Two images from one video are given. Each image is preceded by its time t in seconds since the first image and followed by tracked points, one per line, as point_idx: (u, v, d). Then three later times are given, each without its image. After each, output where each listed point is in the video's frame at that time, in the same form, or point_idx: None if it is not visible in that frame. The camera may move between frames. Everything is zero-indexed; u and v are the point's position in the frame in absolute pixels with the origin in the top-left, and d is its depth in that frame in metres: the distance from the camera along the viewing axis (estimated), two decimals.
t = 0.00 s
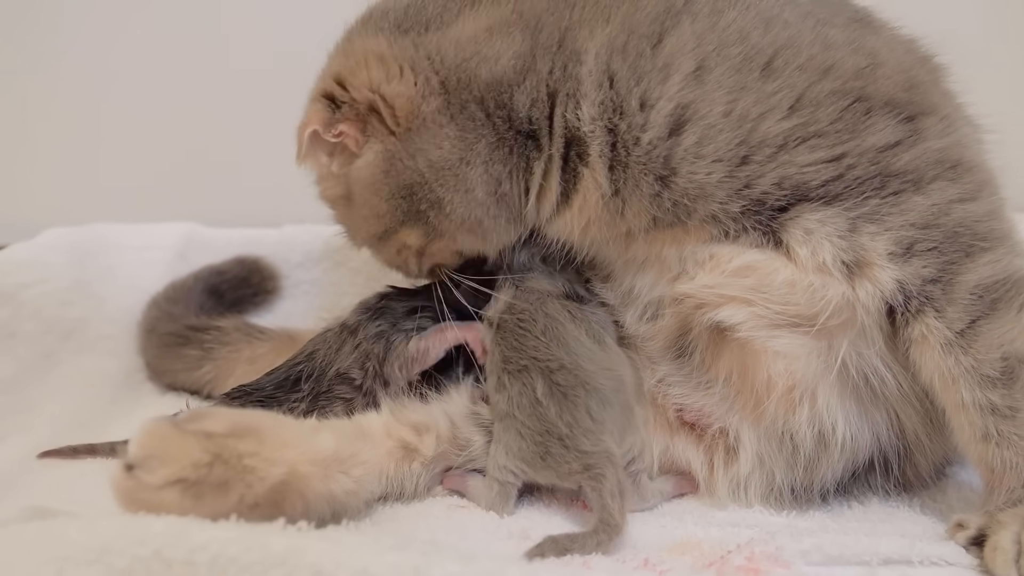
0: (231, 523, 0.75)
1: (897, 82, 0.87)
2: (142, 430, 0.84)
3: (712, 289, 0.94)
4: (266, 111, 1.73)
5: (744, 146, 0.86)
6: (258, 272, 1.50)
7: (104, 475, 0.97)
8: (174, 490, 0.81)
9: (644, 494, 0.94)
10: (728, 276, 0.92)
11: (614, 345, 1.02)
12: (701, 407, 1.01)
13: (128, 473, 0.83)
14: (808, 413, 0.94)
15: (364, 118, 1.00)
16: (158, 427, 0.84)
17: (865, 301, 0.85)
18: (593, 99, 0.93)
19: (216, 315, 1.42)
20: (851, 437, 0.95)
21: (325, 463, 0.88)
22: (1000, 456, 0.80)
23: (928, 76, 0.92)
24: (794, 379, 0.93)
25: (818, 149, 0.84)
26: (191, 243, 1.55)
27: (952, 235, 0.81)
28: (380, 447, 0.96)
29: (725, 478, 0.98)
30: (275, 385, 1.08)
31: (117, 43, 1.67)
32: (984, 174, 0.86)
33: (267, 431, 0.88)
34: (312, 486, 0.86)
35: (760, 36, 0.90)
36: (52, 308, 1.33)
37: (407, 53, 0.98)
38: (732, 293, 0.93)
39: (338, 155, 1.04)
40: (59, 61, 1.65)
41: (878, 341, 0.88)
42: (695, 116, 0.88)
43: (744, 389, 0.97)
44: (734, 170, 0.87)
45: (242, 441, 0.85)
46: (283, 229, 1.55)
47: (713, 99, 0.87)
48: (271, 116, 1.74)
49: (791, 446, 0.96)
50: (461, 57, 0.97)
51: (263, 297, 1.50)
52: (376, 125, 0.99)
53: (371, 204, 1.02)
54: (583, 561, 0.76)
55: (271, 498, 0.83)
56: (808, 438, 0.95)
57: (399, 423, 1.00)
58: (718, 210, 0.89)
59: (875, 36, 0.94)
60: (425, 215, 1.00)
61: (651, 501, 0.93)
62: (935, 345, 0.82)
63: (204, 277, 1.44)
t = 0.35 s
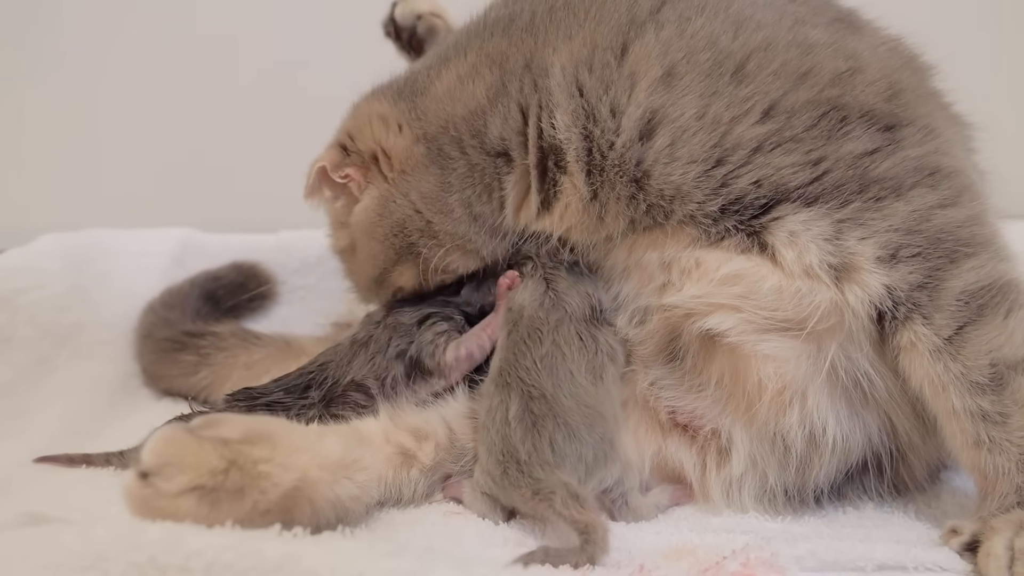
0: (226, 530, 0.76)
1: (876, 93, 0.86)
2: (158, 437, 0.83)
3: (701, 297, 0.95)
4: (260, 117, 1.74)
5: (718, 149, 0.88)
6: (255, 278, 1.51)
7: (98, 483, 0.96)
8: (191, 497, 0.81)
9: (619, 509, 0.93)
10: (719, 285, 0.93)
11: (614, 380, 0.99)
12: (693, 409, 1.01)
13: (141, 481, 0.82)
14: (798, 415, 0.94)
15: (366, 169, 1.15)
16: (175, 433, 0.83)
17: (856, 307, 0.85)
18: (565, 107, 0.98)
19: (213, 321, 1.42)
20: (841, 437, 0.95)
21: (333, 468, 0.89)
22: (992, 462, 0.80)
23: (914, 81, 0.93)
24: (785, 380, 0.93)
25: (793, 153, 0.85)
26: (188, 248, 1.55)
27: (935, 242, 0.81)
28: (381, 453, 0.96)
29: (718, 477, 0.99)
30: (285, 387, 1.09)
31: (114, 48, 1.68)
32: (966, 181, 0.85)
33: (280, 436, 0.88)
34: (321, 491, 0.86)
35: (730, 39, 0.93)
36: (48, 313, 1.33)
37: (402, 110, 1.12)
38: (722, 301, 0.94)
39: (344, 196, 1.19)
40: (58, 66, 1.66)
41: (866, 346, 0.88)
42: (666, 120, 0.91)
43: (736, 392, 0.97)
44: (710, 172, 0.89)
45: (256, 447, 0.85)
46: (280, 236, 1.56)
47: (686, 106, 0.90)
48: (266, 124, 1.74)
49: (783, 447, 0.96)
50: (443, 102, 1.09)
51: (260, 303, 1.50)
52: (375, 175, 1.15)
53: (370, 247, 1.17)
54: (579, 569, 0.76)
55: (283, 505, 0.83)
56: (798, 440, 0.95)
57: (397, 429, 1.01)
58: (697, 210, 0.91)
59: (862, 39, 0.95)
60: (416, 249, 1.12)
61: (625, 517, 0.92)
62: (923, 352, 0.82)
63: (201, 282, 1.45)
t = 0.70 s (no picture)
0: (223, 533, 0.76)
1: (876, 96, 0.87)
2: (148, 440, 0.83)
3: (706, 303, 0.96)
4: (258, 120, 1.75)
5: (718, 154, 0.89)
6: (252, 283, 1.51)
7: (95, 487, 0.96)
8: (180, 500, 0.80)
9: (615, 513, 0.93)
10: (722, 290, 0.94)
11: (620, 393, 1.00)
12: (696, 414, 1.01)
13: (131, 484, 0.82)
14: (803, 419, 0.94)
15: (374, 167, 1.14)
16: (164, 437, 0.84)
17: (857, 310, 0.85)
18: (565, 116, 0.99)
19: (210, 325, 1.42)
20: (846, 441, 0.95)
21: (323, 473, 0.89)
22: (990, 465, 0.80)
23: (915, 86, 0.93)
24: (791, 387, 0.93)
25: (793, 157, 0.86)
26: (184, 252, 1.56)
27: (935, 247, 0.82)
28: (374, 457, 0.97)
29: (720, 482, 0.99)
30: (279, 385, 1.09)
31: (111, 50, 1.68)
32: (966, 186, 0.86)
33: (270, 440, 0.88)
34: (312, 495, 0.86)
35: (732, 46, 0.93)
36: (46, 317, 1.33)
37: (421, 119, 1.12)
38: (724, 308, 0.95)
39: (344, 186, 1.17)
40: (55, 71, 1.66)
41: (868, 350, 0.88)
42: (665, 124, 0.92)
43: (741, 397, 0.97)
44: (710, 176, 0.89)
45: (246, 450, 0.86)
46: (277, 238, 1.57)
47: (687, 111, 0.91)
48: (264, 126, 1.75)
49: (788, 451, 0.96)
50: (456, 116, 1.09)
51: (257, 307, 1.51)
52: (382, 175, 1.14)
53: (353, 238, 1.17)
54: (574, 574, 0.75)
55: (274, 507, 0.83)
56: (804, 443, 0.95)
57: (391, 433, 1.01)
58: (697, 214, 0.91)
59: (860, 45, 0.95)
60: (399, 257, 1.16)
61: (622, 520, 0.92)
62: (922, 356, 0.82)
63: (198, 286, 1.45)
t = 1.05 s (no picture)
0: (219, 536, 0.76)
1: (866, 93, 0.88)
2: (138, 446, 0.84)
3: (697, 307, 0.96)
4: (253, 120, 1.75)
5: (706, 153, 0.89)
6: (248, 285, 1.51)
7: (90, 490, 0.96)
8: (170, 506, 0.81)
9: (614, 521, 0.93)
10: (713, 293, 0.94)
11: (619, 401, 0.99)
12: (687, 421, 1.01)
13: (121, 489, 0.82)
14: (794, 424, 0.95)
15: (360, 164, 1.21)
16: (153, 441, 0.84)
17: (850, 313, 0.85)
18: (550, 116, 1.01)
19: (206, 328, 1.42)
20: (838, 446, 0.95)
21: (314, 477, 0.89)
22: (984, 468, 0.80)
23: (908, 88, 0.94)
24: (781, 392, 0.94)
25: (781, 159, 0.86)
26: (181, 255, 1.56)
27: (926, 249, 0.82)
28: (367, 462, 0.96)
29: (712, 489, 0.99)
30: (270, 395, 1.09)
31: (111, 54, 1.68)
32: (956, 188, 0.86)
33: (262, 445, 0.89)
34: (304, 500, 0.86)
35: (719, 44, 0.94)
36: (41, 320, 1.32)
37: (398, 116, 1.17)
38: (716, 311, 0.95)
39: (340, 188, 1.24)
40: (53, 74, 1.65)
41: (861, 353, 0.88)
42: (651, 122, 0.93)
43: (731, 402, 0.97)
44: (697, 176, 0.90)
45: (237, 455, 0.86)
46: (272, 242, 1.57)
47: (674, 110, 0.92)
48: (260, 126, 1.75)
49: (778, 458, 0.96)
50: (436, 113, 1.12)
51: (254, 309, 1.51)
52: (367, 172, 1.20)
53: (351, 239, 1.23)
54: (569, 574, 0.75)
55: (265, 513, 0.83)
56: (794, 450, 0.95)
57: (381, 436, 1.01)
58: (686, 214, 0.92)
59: (852, 47, 0.96)
60: (391, 246, 1.17)
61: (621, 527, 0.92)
62: (915, 360, 0.82)
63: (194, 289, 1.45)
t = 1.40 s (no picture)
0: (217, 539, 0.75)
1: (857, 97, 0.88)
2: (122, 446, 0.85)
3: (694, 312, 0.96)
4: (253, 123, 1.75)
5: (698, 161, 0.89)
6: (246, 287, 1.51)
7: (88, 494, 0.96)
8: (152, 506, 0.82)
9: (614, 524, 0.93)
10: (709, 300, 0.94)
11: (609, 407, 0.97)
12: (687, 425, 1.01)
13: (105, 490, 0.84)
14: (793, 426, 0.95)
15: (365, 154, 1.19)
16: (137, 444, 0.85)
17: (846, 317, 0.85)
18: (542, 129, 1.01)
19: (204, 330, 1.42)
20: (838, 448, 0.95)
21: (301, 478, 0.89)
22: (982, 471, 0.80)
23: (900, 90, 0.94)
24: (780, 396, 0.93)
25: (772, 166, 0.86)
26: (179, 256, 1.57)
27: (922, 252, 0.82)
28: (359, 464, 0.97)
29: (712, 492, 0.99)
30: (261, 397, 1.10)
31: (110, 58, 1.68)
32: (951, 191, 0.86)
33: (244, 448, 0.89)
34: (290, 501, 0.86)
35: (710, 55, 0.94)
36: (40, 322, 1.32)
37: (410, 114, 1.16)
38: (713, 316, 0.95)
39: (336, 173, 1.22)
40: (53, 76, 1.65)
41: (858, 357, 0.88)
42: (640, 131, 0.93)
43: (731, 405, 0.97)
44: (689, 183, 0.90)
45: (219, 456, 0.87)
46: (272, 245, 1.57)
47: (666, 118, 0.92)
48: (258, 129, 1.76)
49: (780, 460, 0.96)
50: (439, 122, 1.12)
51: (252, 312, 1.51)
52: (370, 164, 1.19)
53: (337, 224, 1.22)
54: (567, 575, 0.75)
55: (248, 514, 0.83)
56: (795, 450, 0.95)
57: (373, 439, 1.01)
58: (680, 221, 0.92)
59: (845, 52, 0.96)
60: (377, 247, 1.19)
61: (622, 529, 0.92)
62: (913, 364, 0.83)
63: (192, 292, 1.45)
